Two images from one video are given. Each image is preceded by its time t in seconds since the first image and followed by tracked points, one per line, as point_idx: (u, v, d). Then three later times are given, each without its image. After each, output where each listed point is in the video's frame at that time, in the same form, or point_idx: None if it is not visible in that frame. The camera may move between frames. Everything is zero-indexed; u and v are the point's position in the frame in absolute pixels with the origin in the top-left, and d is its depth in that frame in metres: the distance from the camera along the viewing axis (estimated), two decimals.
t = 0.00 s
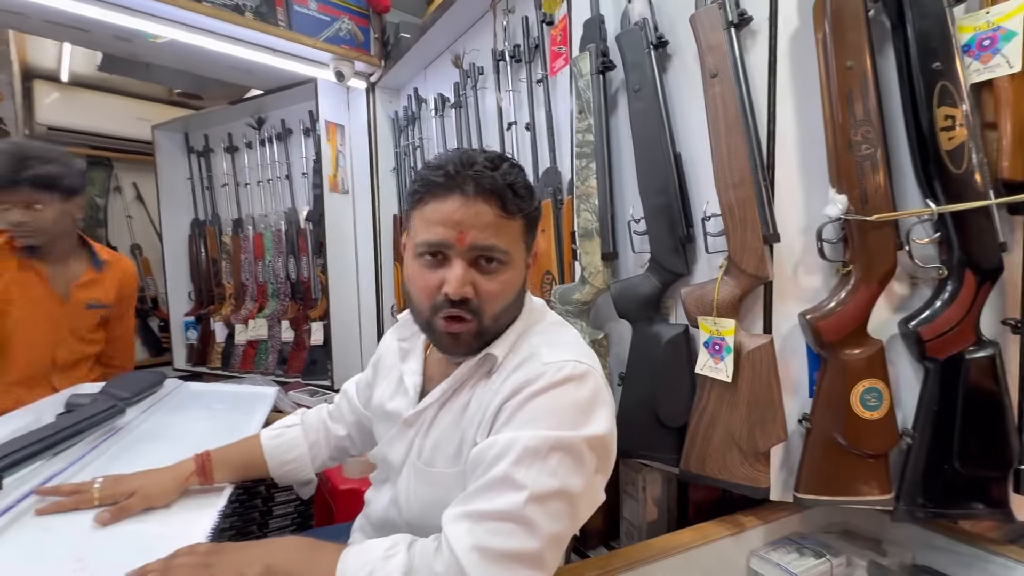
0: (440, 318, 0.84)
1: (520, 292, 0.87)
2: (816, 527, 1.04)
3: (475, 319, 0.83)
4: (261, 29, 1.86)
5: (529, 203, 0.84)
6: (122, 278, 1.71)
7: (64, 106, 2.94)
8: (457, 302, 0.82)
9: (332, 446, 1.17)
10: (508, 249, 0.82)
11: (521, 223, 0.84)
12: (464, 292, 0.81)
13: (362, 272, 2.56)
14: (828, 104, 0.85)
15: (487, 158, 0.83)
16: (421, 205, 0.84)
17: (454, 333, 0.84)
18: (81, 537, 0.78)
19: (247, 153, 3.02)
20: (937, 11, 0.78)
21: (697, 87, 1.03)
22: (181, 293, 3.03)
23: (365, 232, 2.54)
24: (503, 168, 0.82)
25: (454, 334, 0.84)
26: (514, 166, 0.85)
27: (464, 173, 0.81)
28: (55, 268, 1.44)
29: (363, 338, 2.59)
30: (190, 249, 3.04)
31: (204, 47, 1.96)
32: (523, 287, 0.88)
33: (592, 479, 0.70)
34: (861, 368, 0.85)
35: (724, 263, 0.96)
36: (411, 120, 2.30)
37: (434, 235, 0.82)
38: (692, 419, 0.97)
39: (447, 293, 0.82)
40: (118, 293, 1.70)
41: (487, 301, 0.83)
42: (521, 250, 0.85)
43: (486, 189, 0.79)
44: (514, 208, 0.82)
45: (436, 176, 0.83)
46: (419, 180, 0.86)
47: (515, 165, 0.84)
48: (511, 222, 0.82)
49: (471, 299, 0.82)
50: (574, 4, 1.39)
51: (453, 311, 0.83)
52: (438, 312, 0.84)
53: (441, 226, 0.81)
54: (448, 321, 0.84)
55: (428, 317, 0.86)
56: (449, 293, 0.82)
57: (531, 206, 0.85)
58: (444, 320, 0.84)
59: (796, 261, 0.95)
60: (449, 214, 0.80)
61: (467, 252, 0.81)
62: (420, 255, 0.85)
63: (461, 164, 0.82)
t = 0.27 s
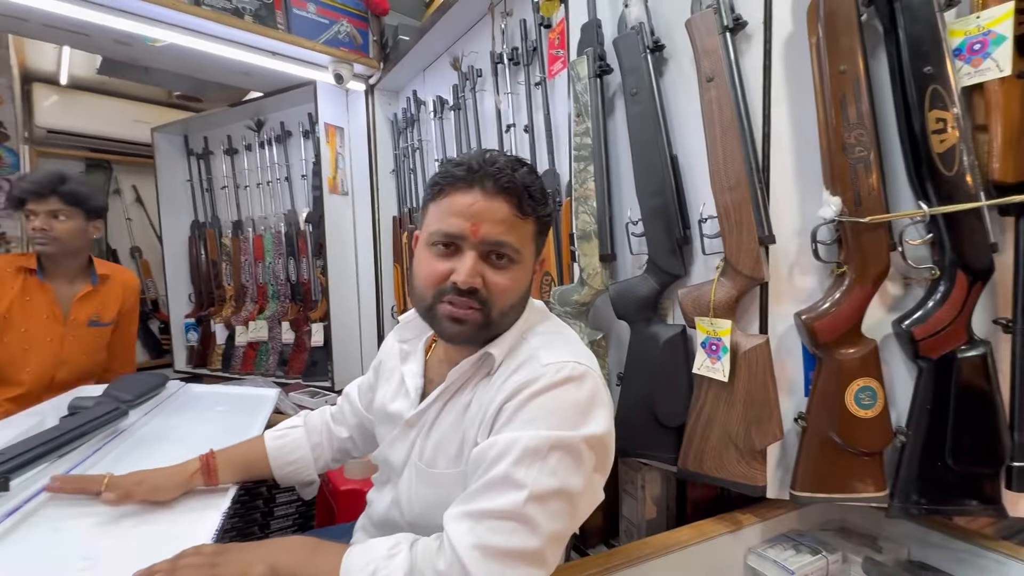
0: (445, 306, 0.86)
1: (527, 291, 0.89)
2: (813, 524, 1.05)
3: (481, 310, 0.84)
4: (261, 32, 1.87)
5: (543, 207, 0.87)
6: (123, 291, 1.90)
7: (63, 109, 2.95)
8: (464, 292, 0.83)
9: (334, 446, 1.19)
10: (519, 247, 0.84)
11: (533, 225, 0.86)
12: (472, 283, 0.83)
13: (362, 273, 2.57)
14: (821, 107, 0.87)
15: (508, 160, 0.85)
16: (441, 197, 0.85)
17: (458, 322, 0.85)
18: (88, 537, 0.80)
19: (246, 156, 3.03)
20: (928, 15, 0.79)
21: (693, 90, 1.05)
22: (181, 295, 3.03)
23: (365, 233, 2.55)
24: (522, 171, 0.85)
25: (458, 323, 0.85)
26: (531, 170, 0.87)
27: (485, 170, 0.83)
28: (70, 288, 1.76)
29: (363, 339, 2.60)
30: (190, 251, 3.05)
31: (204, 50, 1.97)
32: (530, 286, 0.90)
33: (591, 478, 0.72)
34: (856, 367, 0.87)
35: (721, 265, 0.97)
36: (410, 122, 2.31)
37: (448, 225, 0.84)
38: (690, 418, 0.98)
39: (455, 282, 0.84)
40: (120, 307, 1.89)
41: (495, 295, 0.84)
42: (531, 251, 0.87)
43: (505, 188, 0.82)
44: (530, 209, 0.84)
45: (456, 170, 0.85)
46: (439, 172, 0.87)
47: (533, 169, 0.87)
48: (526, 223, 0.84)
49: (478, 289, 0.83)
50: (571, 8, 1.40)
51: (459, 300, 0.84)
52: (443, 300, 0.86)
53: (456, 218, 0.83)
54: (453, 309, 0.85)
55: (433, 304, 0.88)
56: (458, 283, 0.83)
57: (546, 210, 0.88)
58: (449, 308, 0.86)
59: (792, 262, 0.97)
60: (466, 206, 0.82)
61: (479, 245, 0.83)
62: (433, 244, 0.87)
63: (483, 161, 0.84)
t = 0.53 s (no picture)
0: (449, 297, 0.86)
1: (531, 288, 0.89)
2: (814, 521, 1.06)
3: (484, 304, 0.85)
4: (259, 31, 1.86)
5: (552, 207, 0.88)
6: (104, 292, 1.91)
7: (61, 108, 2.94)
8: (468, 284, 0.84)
9: (335, 446, 1.19)
10: (525, 244, 0.85)
11: (541, 224, 0.87)
12: (477, 276, 0.83)
13: (362, 272, 2.57)
14: (822, 104, 0.87)
15: (519, 158, 0.86)
16: (452, 190, 0.86)
17: (461, 315, 0.85)
18: (90, 537, 0.80)
19: (245, 155, 3.02)
20: (929, 12, 0.79)
21: (693, 88, 1.05)
22: (181, 295, 3.03)
23: (364, 233, 2.55)
24: (532, 170, 0.85)
25: (461, 315, 0.86)
26: (542, 171, 0.87)
27: (496, 166, 0.83)
28: (50, 289, 1.74)
29: (363, 338, 2.60)
30: (189, 251, 3.05)
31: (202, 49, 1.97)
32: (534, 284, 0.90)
33: (594, 476, 0.72)
34: (856, 365, 0.87)
35: (721, 263, 0.97)
36: (409, 121, 2.30)
37: (457, 219, 0.84)
38: (691, 416, 0.99)
39: (460, 274, 0.84)
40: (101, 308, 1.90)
41: (499, 290, 0.85)
42: (537, 248, 0.88)
43: (515, 186, 0.83)
44: (538, 208, 0.86)
45: (468, 165, 0.85)
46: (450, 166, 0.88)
47: (544, 170, 0.87)
48: (533, 221, 0.85)
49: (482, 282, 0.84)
50: (571, 6, 1.40)
51: (463, 293, 0.84)
52: (448, 291, 0.86)
53: (465, 212, 0.83)
54: (457, 301, 0.85)
55: (438, 295, 0.88)
56: (463, 275, 0.84)
57: (554, 210, 0.89)
58: (453, 299, 0.86)
59: (792, 260, 0.97)
60: (476, 201, 0.83)
61: (487, 239, 0.83)
62: (441, 237, 0.88)
63: (494, 158, 0.85)
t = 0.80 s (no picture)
0: (446, 294, 0.85)
1: (529, 286, 0.88)
2: (812, 522, 1.05)
3: (480, 301, 0.84)
4: (254, 31, 1.85)
5: (551, 206, 0.88)
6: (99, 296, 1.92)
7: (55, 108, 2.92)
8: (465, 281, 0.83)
9: (331, 448, 1.17)
10: (523, 242, 0.84)
11: (540, 223, 0.87)
12: (474, 273, 0.82)
13: (358, 273, 2.55)
14: (819, 104, 0.86)
15: (518, 156, 0.86)
16: (451, 187, 0.86)
17: (457, 311, 0.84)
18: (82, 542, 0.79)
19: (241, 155, 3.01)
20: (926, 11, 0.79)
21: (690, 87, 1.04)
22: (176, 296, 3.01)
23: (361, 233, 2.54)
24: (531, 169, 0.86)
25: (457, 312, 0.85)
26: (541, 170, 0.88)
27: (496, 164, 0.84)
28: (55, 286, 1.75)
29: (360, 339, 2.59)
30: (184, 252, 3.03)
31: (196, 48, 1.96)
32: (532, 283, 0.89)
33: (591, 478, 0.71)
34: (854, 365, 0.87)
35: (718, 263, 0.97)
36: (406, 120, 2.29)
37: (456, 215, 0.84)
38: (689, 417, 0.98)
39: (457, 270, 0.83)
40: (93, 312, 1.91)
41: (495, 287, 0.84)
42: (535, 247, 0.87)
43: (515, 183, 0.83)
44: (537, 206, 0.85)
45: (469, 161, 0.86)
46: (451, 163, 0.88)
47: (543, 169, 0.88)
48: (533, 220, 0.85)
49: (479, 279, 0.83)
50: (567, 5, 1.39)
51: (459, 288, 0.83)
52: (444, 288, 0.85)
53: (464, 208, 0.83)
54: (453, 297, 0.84)
55: (434, 291, 0.87)
56: (460, 271, 0.83)
57: (553, 209, 0.89)
58: (450, 296, 0.85)
59: (790, 260, 0.96)
60: (475, 197, 0.82)
61: (484, 236, 0.82)
62: (439, 233, 0.87)
63: (495, 155, 0.85)
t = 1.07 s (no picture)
0: (445, 306, 0.85)
1: (528, 291, 0.88)
2: (814, 523, 1.05)
3: (480, 311, 0.84)
4: (253, 29, 1.84)
5: (546, 206, 0.86)
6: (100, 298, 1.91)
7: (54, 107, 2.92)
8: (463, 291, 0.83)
9: (330, 448, 1.17)
10: (519, 247, 0.83)
11: (535, 225, 0.85)
12: (472, 284, 0.82)
13: (358, 272, 2.55)
14: (822, 101, 0.85)
15: (510, 158, 0.83)
16: (441, 194, 0.84)
17: (458, 322, 0.85)
18: (78, 544, 0.78)
19: (240, 154, 3.00)
20: (930, 7, 0.78)
21: (691, 85, 1.03)
22: (175, 295, 3.00)
23: (361, 232, 2.54)
24: (524, 170, 0.83)
25: (458, 323, 0.85)
26: (534, 169, 0.85)
27: (487, 168, 0.81)
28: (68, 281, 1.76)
29: (360, 338, 2.58)
30: (184, 251, 3.02)
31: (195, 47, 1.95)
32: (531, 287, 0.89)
33: (592, 480, 0.70)
34: (857, 366, 0.86)
35: (720, 262, 0.96)
36: (405, 119, 2.28)
37: (448, 225, 0.83)
38: (690, 417, 0.97)
39: (455, 283, 0.83)
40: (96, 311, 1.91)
41: (494, 296, 0.83)
42: (531, 250, 0.86)
43: (507, 187, 0.80)
44: (531, 208, 0.83)
45: (457, 168, 0.83)
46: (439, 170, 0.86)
47: (536, 168, 0.85)
48: (527, 222, 0.83)
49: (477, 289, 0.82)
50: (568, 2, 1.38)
51: (458, 300, 0.83)
52: (443, 300, 0.85)
53: (455, 218, 0.81)
54: (453, 310, 0.84)
55: (432, 303, 0.87)
56: (458, 282, 0.83)
57: (548, 209, 0.86)
58: (449, 308, 0.85)
59: (792, 260, 0.96)
60: (466, 206, 0.81)
61: (480, 245, 0.82)
62: (432, 244, 0.86)
63: (484, 159, 0.82)
